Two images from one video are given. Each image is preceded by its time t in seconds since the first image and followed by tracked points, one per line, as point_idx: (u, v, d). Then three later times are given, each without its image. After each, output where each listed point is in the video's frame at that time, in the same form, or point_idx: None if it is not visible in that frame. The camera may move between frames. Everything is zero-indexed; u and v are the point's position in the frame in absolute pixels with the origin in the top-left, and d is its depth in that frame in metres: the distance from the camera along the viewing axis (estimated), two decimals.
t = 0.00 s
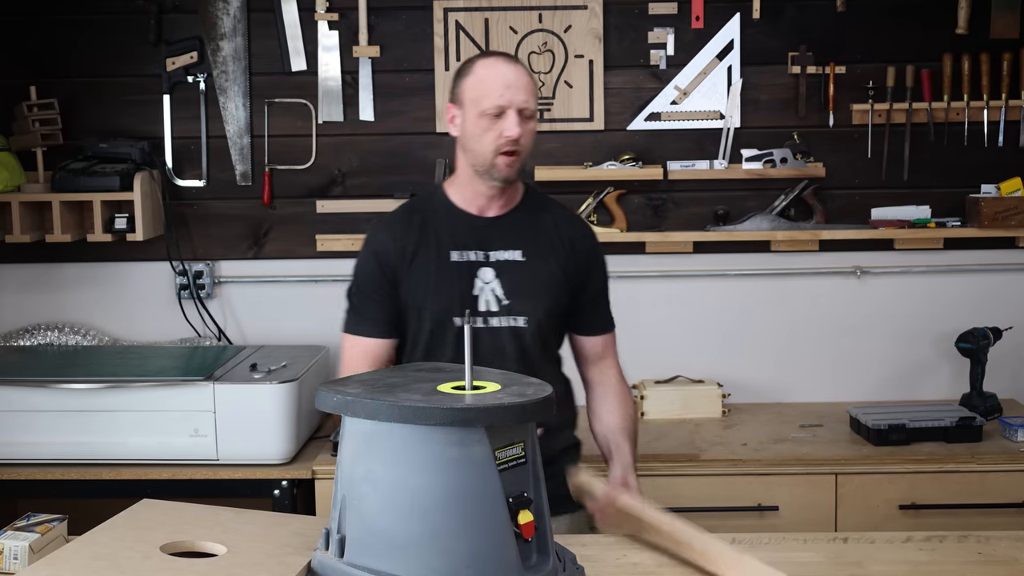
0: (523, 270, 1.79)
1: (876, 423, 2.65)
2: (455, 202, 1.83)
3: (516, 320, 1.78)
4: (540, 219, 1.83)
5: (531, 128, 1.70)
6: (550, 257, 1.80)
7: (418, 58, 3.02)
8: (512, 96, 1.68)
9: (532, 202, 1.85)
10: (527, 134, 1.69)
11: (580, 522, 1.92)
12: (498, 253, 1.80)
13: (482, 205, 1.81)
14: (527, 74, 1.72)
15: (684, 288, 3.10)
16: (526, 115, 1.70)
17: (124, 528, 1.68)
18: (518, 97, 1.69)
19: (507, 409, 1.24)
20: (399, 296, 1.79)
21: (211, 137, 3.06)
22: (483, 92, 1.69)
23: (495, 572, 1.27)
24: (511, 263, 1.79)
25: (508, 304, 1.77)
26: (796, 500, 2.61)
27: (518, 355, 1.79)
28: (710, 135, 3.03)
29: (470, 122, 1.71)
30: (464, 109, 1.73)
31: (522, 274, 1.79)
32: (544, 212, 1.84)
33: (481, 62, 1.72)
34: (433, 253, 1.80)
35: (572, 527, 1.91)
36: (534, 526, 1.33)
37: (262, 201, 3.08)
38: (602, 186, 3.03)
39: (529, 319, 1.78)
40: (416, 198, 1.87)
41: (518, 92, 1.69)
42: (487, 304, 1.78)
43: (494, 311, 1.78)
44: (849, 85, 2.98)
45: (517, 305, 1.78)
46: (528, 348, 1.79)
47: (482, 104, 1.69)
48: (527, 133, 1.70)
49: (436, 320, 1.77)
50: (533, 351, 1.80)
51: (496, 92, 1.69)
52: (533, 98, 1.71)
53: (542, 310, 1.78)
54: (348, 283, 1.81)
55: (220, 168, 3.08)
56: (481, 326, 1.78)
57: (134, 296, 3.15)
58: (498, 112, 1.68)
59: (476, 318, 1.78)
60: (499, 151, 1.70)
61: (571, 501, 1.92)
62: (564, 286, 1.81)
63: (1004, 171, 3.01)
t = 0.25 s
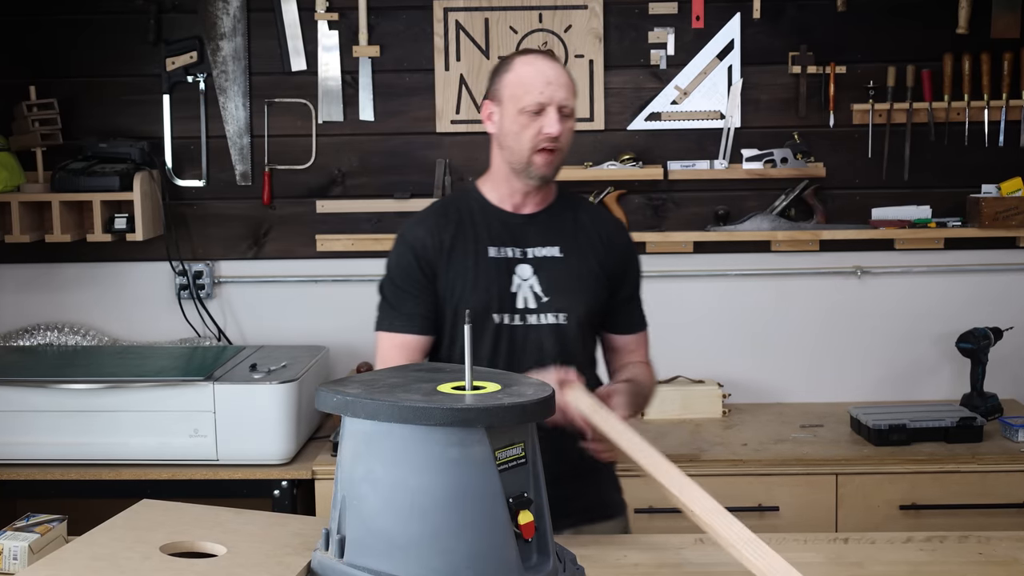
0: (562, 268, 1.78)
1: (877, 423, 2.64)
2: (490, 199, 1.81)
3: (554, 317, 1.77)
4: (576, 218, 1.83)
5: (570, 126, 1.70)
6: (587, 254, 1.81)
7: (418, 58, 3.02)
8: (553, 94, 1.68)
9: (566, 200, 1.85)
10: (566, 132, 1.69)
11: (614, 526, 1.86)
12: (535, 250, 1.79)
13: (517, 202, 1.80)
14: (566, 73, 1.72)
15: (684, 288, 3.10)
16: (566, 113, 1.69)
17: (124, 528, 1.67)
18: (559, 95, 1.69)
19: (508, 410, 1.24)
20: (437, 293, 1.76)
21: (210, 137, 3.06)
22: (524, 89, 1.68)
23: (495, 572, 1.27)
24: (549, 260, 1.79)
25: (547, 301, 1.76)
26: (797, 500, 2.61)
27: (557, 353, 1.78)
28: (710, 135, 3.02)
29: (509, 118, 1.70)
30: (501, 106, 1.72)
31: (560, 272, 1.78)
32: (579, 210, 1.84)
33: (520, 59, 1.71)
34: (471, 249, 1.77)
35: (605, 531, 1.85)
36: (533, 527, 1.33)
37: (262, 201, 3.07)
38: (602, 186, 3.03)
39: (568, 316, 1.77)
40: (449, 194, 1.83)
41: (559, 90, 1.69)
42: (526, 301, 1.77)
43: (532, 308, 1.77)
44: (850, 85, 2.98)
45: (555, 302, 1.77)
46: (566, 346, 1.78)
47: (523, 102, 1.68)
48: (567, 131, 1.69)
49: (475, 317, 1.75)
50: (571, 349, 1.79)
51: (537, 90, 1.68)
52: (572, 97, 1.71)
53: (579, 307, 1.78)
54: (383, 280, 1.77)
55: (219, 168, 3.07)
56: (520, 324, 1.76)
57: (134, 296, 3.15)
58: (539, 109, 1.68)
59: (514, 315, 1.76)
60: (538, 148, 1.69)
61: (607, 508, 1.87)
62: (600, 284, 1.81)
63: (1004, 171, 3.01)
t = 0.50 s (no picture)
0: (585, 271, 1.79)
1: (878, 423, 2.64)
2: (518, 199, 1.82)
3: (575, 321, 1.76)
4: (603, 222, 1.83)
5: (598, 123, 1.73)
6: (612, 258, 1.80)
7: (418, 57, 3.02)
8: (580, 90, 1.71)
9: (595, 204, 1.85)
10: (594, 129, 1.71)
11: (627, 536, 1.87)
12: (559, 252, 1.79)
13: (546, 202, 1.80)
14: (595, 72, 1.75)
15: (685, 288, 3.10)
16: (594, 110, 1.72)
17: (124, 528, 1.67)
18: (587, 91, 1.71)
19: (508, 410, 1.24)
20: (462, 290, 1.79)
21: (210, 137, 3.06)
22: (552, 86, 1.72)
23: (495, 573, 1.27)
24: (572, 263, 1.79)
25: (568, 304, 1.76)
26: (797, 500, 2.61)
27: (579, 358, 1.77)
28: (711, 135, 3.02)
29: (538, 115, 1.73)
30: (531, 104, 1.75)
31: (583, 275, 1.78)
32: (607, 215, 1.84)
33: (549, 57, 1.75)
34: (496, 248, 1.78)
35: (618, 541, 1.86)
36: (533, 527, 1.32)
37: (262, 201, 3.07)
38: (603, 186, 3.03)
39: (588, 321, 1.77)
40: (480, 193, 1.85)
41: (586, 87, 1.72)
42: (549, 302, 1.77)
43: (553, 310, 1.77)
44: (850, 85, 2.98)
45: (577, 306, 1.77)
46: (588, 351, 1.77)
47: (550, 98, 1.71)
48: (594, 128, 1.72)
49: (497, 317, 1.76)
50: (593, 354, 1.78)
51: (566, 86, 1.71)
52: (601, 94, 1.74)
53: (601, 312, 1.78)
54: (412, 275, 1.81)
55: (219, 168, 3.07)
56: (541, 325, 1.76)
57: (134, 296, 3.14)
58: (567, 105, 1.71)
59: (537, 316, 1.76)
60: (565, 144, 1.71)
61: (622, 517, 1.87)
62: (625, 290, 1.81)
63: (1005, 171, 3.01)
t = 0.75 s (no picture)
0: (578, 268, 1.82)
1: (879, 423, 2.64)
2: (516, 197, 1.85)
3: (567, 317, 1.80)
4: (598, 219, 1.86)
5: (595, 120, 1.74)
6: (606, 255, 1.84)
7: (418, 57, 3.01)
8: (576, 88, 1.72)
9: (592, 199, 1.87)
10: (591, 126, 1.72)
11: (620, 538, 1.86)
12: (553, 249, 1.83)
13: (543, 199, 1.83)
14: (591, 69, 1.75)
15: (685, 288, 3.09)
16: (590, 107, 1.73)
17: (123, 529, 1.67)
18: (583, 88, 1.72)
19: (508, 411, 1.23)
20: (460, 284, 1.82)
21: (210, 137, 3.05)
22: (548, 84, 1.72)
23: (495, 574, 1.26)
24: (565, 259, 1.82)
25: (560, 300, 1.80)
26: (798, 501, 2.60)
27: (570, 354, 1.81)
28: (711, 135, 3.02)
29: (534, 113, 1.74)
30: (527, 101, 1.76)
31: (576, 271, 1.82)
32: (602, 212, 1.87)
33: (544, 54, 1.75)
34: (493, 243, 1.81)
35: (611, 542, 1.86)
36: (533, 528, 1.32)
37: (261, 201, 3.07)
38: (603, 186, 3.02)
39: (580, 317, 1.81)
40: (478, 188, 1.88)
41: (582, 84, 1.72)
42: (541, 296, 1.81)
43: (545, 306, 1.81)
44: (851, 84, 2.98)
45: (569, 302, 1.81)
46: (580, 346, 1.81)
47: (547, 95, 1.72)
48: (591, 125, 1.73)
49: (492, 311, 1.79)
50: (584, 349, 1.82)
51: (562, 84, 1.72)
52: (597, 91, 1.74)
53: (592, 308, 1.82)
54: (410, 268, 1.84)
55: (219, 168, 3.07)
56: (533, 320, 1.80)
57: (133, 296, 3.14)
58: (563, 103, 1.72)
59: (529, 311, 1.80)
60: (563, 143, 1.72)
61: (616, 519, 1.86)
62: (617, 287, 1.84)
63: (1005, 171, 3.00)
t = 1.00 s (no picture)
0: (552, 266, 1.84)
1: (879, 423, 2.63)
2: (489, 197, 1.88)
3: (543, 316, 1.82)
4: (573, 217, 1.87)
5: (553, 112, 1.70)
6: (582, 252, 1.85)
7: (418, 57, 3.01)
8: (530, 82, 1.68)
9: (568, 198, 1.89)
10: (548, 119, 1.69)
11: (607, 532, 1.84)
12: (526, 248, 1.85)
13: (515, 197, 1.86)
14: (553, 58, 1.71)
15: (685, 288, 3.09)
16: (548, 99, 1.70)
17: (123, 529, 1.67)
18: (539, 81, 1.69)
19: (507, 411, 1.23)
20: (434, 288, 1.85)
21: (210, 137, 3.05)
22: (502, 78, 1.70)
23: (495, 574, 1.26)
24: (539, 258, 1.84)
25: (534, 298, 1.81)
26: (798, 501, 2.60)
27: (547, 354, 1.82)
28: (711, 135, 3.01)
29: (492, 108, 1.73)
30: (487, 92, 1.73)
31: (550, 269, 1.83)
32: (578, 209, 1.88)
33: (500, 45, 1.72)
34: (465, 246, 1.85)
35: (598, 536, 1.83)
36: (534, 528, 1.32)
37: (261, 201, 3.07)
38: (603, 185, 3.02)
39: (554, 315, 1.81)
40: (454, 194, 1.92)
41: (540, 76, 1.69)
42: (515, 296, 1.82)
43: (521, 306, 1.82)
44: (851, 84, 2.97)
45: (544, 300, 1.82)
46: (556, 344, 1.82)
47: (503, 88, 1.70)
48: (550, 118, 1.70)
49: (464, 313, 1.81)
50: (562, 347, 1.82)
51: (516, 78, 1.69)
52: (555, 81, 1.70)
53: (567, 306, 1.82)
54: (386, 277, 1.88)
55: (219, 168, 3.06)
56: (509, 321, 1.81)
57: (132, 296, 3.14)
58: (518, 98, 1.69)
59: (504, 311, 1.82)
60: (521, 136, 1.71)
61: (603, 513, 1.84)
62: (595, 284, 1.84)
63: (1005, 171, 3.00)
